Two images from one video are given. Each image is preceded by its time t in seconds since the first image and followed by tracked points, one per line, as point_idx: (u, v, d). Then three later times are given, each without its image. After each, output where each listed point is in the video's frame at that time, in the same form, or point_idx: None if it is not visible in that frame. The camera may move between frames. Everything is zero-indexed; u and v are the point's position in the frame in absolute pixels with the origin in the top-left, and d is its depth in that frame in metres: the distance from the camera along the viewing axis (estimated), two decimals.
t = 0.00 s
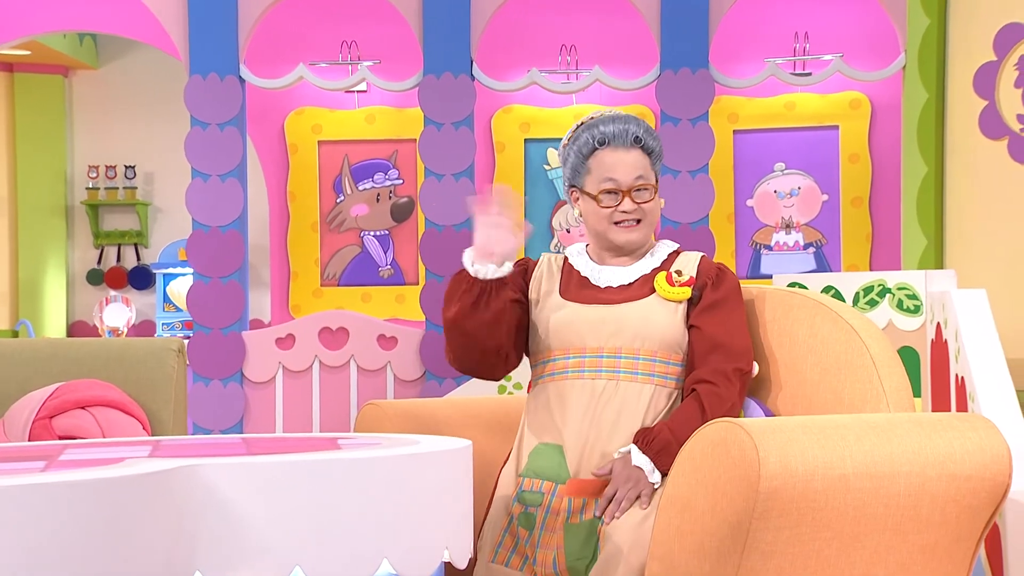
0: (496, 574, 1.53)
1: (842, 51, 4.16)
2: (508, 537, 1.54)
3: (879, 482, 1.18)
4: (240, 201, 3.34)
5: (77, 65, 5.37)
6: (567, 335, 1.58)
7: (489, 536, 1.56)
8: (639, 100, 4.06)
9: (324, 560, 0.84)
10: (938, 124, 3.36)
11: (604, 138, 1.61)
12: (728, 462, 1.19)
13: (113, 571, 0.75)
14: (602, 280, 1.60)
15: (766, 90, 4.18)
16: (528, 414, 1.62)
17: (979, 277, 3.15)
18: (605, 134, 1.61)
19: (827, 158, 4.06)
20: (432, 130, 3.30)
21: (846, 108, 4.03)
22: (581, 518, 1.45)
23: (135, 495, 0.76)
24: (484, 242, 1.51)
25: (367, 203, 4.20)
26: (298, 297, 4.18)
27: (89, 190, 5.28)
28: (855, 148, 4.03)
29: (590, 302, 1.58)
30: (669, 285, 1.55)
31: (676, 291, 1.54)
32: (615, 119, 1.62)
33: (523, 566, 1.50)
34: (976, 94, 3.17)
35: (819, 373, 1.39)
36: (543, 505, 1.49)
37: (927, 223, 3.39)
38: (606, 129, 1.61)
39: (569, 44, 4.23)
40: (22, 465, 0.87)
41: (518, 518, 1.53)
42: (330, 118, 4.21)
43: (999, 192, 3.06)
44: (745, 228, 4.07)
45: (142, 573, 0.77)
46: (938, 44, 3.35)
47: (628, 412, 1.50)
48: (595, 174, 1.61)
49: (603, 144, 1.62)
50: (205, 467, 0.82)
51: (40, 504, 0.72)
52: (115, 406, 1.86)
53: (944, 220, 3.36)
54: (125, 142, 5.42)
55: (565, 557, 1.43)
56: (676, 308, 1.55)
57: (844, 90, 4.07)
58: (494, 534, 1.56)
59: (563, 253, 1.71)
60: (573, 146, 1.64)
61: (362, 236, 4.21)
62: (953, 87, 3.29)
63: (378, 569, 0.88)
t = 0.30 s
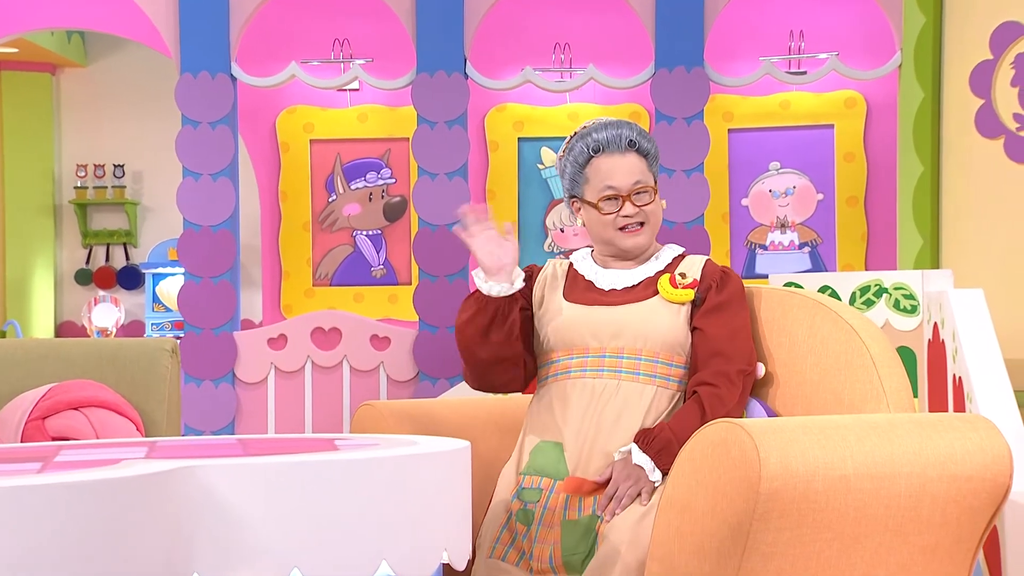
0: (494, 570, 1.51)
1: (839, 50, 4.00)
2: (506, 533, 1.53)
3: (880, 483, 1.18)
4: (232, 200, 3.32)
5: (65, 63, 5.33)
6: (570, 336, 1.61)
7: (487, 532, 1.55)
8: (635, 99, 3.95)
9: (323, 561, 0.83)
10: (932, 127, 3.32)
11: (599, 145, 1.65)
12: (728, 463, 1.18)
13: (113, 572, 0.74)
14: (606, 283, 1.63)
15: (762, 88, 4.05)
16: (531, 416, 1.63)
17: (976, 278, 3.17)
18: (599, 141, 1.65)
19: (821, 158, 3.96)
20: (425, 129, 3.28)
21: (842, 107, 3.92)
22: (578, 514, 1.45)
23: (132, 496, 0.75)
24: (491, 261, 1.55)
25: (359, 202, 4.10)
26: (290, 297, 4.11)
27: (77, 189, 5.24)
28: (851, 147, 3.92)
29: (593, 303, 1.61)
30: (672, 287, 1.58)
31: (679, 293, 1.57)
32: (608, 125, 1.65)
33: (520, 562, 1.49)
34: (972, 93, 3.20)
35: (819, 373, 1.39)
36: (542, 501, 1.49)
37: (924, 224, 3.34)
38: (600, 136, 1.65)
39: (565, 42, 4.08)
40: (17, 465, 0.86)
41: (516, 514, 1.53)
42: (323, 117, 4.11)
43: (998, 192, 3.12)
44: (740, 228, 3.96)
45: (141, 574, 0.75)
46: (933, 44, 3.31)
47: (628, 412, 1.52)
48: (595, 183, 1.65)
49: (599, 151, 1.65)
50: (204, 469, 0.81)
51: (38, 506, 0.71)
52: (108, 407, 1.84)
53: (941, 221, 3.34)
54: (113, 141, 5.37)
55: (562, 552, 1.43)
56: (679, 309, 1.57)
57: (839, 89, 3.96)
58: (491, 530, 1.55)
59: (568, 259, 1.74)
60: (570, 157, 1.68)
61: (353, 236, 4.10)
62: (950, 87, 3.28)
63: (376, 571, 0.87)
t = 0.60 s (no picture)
0: (491, 571, 1.50)
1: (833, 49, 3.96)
2: (503, 534, 1.52)
3: (882, 484, 1.17)
4: (222, 200, 3.29)
5: (51, 60, 5.28)
6: (569, 334, 1.59)
7: (485, 532, 1.54)
8: (628, 97, 3.93)
9: (321, 563, 0.81)
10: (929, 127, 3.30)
11: (597, 143, 1.63)
12: (729, 464, 1.17)
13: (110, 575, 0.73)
14: (606, 281, 1.62)
15: (756, 87, 4.00)
16: (527, 416, 1.62)
17: (973, 277, 3.18)
18: (596, 139, 1.63)
19: (816, 157, 3.91)
20: (418, 127, 3.27)
21: (837, 105, 3.88)
22: (576, 515, 1.43)
23: (129, 497, 0.74)
24: (491, 269, 1.57)
25: (351, 202, 4.07)
26: (281, 298, 4.04)
27: (64, 187, 5.19)
28: (846, 146, 3.88)
29: (590, 302, 1.60)
30: (672, 285, 1.57)
31: (679, 291, 1.56)
32: (606, 123, 1.64)
33: (517, 563, 1.48)
34: (968, 92, 3.21)
35: (819, 373, 1.39)
36: (540, 501, 1.47)
37: (921, 225, 3.31)
38: (597, 134, 1.64)
39: (557, 40, 3.99)
40: (11, 467, 0.84)
41: (513, 514, 1.51)
42: (315, 116, 4.06)
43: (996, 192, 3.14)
44: (734, 227, 3.94)
45: None
46: (930, 47, 3.29)
47: (629, 413, 1.50)
48: (592, 181, 1.64)
49: (597, 150, 1.64)
50: (200, 471, 0.80)
51: (32, 509, 0.70)
52: (100, 408, 1.82)
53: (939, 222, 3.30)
54: (101, 139, 5.32)
55: (560, 553, 1.42)
56: (679, 308, 1.56)
57: (835, 87, 3.92)
58: (489, 532, 1.53)
59: (567, 258, 1.73)
60: (568, 156, 1.67)
61: (346, 235, 4.06)
62: (945, 87, 3.27)
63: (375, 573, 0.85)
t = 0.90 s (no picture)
0: None
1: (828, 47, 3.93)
2: (500, 538, 1.50)
3: (882, 486, 1.16)
4: (212, 198, 3.26)
5: (36, 58, 5.23)
6: (566, 335, 1.58)
7: (482, 536, 1.52)
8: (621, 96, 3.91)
9: (318, 566, 0.80)
10: (925, 123, 3.34)
11: (587, 141, 1.62)
12: (728, 466, 1.16)
13: None
14: (603, 283, 1.60)
15: (750, 86, 3.93)
16: (523, 418, 1.60)
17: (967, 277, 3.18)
18: (587, 137, 1.62)
19: (810, 156, 3.83)
20: (410, 126, 3.25)
21: (832, 104, 3.80)
22: (574, 519, 1.42)
23: (124, 499, 0.72)
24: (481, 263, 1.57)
25: (342, 201, 4.03)
26: (271, 299, 3.98)
27: (49, 187, 5.14)
28: (840, 145, 3.80)
29: (586, 302, 1.58)
30: (671, 287, 1.55)
31: (677, 293, 1.54)
32: (595, 120, 1.62)
33: (515, 567, 1.46)
34: (966, 90, 3.17)
35: (818, 375, 1.39)
36: (537, 506, 1.46)
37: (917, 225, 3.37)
38: (588, 132, 1.62)
39: (549, 39, 3.95)
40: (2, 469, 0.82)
41: (509, 519, 1.49)
42: (306, 114, 4.03)
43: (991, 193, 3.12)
44: (729, 226, 3.84)
45: None
46: (926, 45, 3.36)
47: (627, 415, 1.49)
48: (583, 179, 1.62)
49: (587, 148, 1.63)
50: (197, 472, 0.78)
51: (26, 513, 0.68)
52: (91, 409, 1.79)
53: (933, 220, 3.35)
54: (87, 138, 5.27)
55: (558, 558, 1.40)
56: (677, 310, 1.54)
57: (829, 86, 3.84)
58: (485, 536, 1.52)
59: (562, 257, 1.72)
60: (559, 155, 1.66)
61: (336, 235, 4.03)
62: (941, 85, 3.28)
63: None
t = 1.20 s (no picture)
0: None
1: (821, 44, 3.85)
2: (496, 543, 1.49)
3: (882, 487, 1.15)
4: (200, 198, 3.23)
5: (20, 54, 5.17)
6: (561, 337, 1.56)
7: (477, 541, 1.51)
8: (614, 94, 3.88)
9: (316, 569, 0.78)
10: (919, 120, 3.36)
11: (584, 134, 1.61)
12: (727, 467, 1.15)
13: None
14: (598, 282, 1.59)
15: (742, 84, 3.86)
16: (519, 421, 1.59)
17: (959, 277, 3.19)
18: (584, 130, 1.60)
19: (805, 154, 3.78)
20: (400, 124, 3.22)
21: (825, 102, 3.76)
22: (570, 522, 1.41)
23: (116, 502, 0.72)
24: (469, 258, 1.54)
25: (331, 200, 3.97)
26: (260, 299, 3.96)
27: (33, 185, 5.09)
28: (834, 144, 3.75)
29: (582, 303, 1.57)
30: (668, 288, 1.54)
31: (675, 294, 1.53)
32: (594, 114, 1.61)
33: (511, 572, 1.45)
34: (961, 89, 3.17)
35: (817, 375, 1.39)
36: (534, 510, 1.45)
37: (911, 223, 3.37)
38: (585, 125, 1.61)
39: (541, 36, 3.92)
40: None
41: (505, 523, 1.48)
42: (295, 111, 3.99)
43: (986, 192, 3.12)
44: (722, 226, 3.79)
45: None
46: (920, 40, 3.36)
47: (623, 418, 1.48)
48: (578, 172, 1.61)
49: (584, 140, 1.61)
50: (192, 475, 0.76)
51: (15, 514, 0.68)
52: (81, 410, 1.76)
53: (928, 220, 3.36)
54: (71, 135, 5.21)
55: (555, 562, 1.39)
56: (674, 311, 1.53)
57: (823, 84, 3.80)
58: (481, 540, 1.51)
59: (557, 254, 1.70)
60: (556, 147, 1.64)
61: (326, 235, 3.97)
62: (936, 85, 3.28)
63: None
